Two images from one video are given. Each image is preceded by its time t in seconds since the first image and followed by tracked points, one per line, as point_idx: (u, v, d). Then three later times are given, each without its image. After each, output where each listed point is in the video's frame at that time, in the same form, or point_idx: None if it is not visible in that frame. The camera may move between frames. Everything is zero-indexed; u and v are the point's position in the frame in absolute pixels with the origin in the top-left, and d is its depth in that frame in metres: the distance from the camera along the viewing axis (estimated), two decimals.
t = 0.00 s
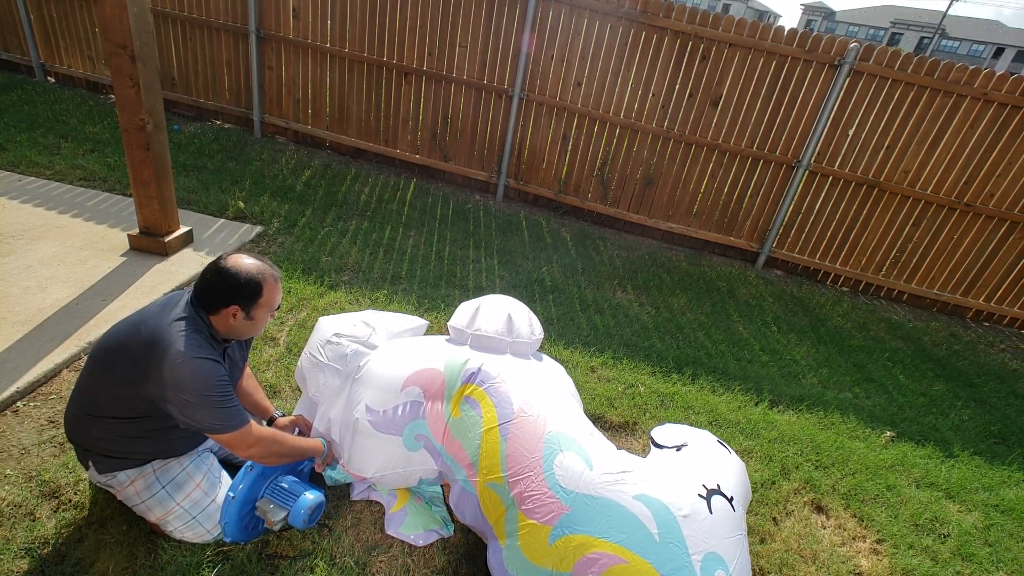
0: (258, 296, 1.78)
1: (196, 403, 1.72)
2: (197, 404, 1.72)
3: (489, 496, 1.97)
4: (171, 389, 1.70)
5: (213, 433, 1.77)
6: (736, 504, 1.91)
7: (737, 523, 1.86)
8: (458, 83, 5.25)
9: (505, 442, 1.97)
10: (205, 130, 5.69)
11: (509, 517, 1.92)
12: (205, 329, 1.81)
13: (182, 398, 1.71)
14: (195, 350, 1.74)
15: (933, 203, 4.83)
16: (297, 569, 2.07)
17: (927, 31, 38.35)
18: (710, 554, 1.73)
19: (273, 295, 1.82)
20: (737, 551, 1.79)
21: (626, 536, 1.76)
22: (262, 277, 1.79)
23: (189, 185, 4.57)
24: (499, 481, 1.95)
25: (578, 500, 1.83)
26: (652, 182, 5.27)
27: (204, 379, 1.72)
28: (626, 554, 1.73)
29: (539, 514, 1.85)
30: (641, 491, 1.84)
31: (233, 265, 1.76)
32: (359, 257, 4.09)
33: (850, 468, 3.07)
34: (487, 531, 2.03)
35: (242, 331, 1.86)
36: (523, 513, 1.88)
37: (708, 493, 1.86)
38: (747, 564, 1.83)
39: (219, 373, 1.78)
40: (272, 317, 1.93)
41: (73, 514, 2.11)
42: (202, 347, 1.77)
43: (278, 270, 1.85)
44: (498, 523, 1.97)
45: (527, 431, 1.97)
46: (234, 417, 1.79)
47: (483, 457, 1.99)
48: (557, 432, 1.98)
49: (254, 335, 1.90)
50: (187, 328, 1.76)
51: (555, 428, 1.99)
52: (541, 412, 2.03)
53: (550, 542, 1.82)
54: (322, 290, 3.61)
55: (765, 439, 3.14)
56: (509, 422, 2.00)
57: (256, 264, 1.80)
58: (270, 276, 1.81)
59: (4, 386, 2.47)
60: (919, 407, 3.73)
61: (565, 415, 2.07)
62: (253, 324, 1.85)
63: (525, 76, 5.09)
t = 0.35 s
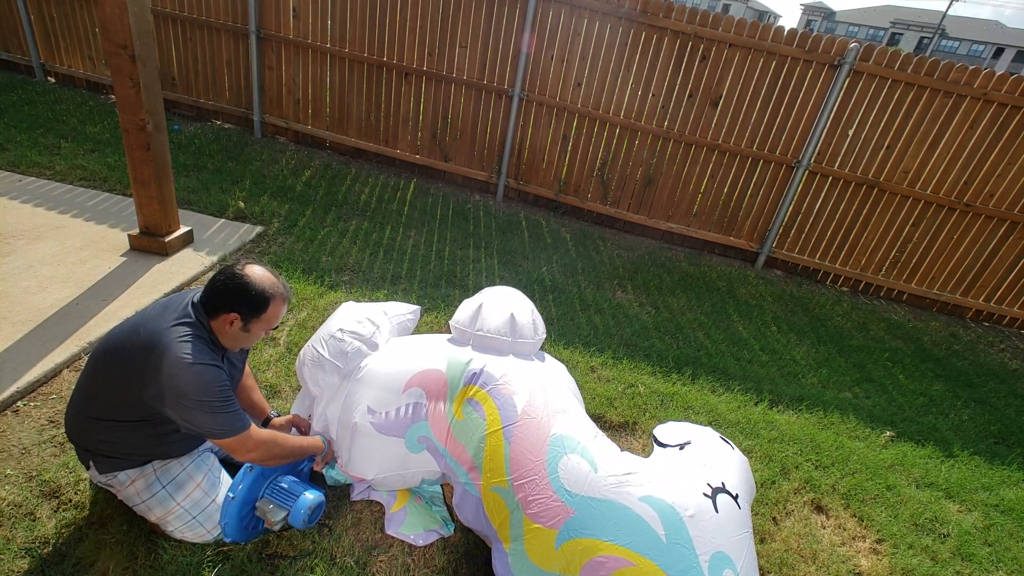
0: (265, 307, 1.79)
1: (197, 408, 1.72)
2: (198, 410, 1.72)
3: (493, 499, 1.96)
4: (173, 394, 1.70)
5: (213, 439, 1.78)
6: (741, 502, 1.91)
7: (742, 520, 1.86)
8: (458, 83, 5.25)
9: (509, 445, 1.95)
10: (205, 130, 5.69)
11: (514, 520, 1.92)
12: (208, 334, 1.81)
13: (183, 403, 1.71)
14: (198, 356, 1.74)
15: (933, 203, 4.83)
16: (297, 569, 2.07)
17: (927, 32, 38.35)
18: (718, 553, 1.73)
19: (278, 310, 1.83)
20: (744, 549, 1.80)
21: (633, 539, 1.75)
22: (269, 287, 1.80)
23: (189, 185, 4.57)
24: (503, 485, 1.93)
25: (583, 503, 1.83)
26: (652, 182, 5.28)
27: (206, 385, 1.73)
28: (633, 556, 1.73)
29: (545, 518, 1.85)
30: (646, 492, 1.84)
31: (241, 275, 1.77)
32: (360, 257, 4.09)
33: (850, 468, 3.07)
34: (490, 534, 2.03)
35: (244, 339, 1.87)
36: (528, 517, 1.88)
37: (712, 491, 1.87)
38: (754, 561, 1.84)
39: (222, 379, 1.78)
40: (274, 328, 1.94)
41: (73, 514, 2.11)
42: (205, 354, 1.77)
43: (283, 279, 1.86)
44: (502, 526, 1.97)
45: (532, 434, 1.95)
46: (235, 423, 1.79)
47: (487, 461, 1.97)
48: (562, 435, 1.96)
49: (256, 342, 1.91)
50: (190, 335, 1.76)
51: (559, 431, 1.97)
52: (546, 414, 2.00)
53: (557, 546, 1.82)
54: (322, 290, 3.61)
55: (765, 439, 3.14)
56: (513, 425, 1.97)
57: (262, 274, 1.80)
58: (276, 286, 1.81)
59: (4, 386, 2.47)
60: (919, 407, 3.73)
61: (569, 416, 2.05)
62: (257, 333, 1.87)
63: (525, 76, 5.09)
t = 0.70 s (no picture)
0: (261, 302, 1.80)
1: (195, 410, 1.72)
2: (195, 412, 1.72)
3: (497, 509, 1.96)
4: (170, 396, 1.70)
5: (209, 442, 1.77)
6: (750, 496, 1.88)
7: (752, 515, 1.84)
8: (458, 83, 5.25)
9: (511, 454, 1.93)
10: (205, 130, 5.69)
11: (518, 531, 1.91)
12: (206, 334, 1.81)
13: (180, 406, 1.71)
14: (196, 358, 1.74)
15: (933, 203, 4.83)
16: (297, 569, 2.07)
17: (927, 32, 38.35)
18: (728, 554, 1.70)
19: (275, 298, 1.83)
20: (756, 547, 1.77)
21: (640, 545, 1.72)
22: (266, 284, 1.80)
23: (189, 185, 4.57)
24: (507, 495, 1.92)
25: (588, 513, 1.80)
26: (652, 183, 5.28)
27: (204, 388, 1.72)
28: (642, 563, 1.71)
29: (550, 528, 1.84)
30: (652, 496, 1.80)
31: (237, 271, 1.76)
32: (360, 257, 4.09)
33: (850, 468, 3.07)
34: (496, 543, 2.03)
35: (243, 337, 1.87)
36: (533, 527, 1.87)
37: (719, 489, 1.84)
38: (767, 557, 1.81)
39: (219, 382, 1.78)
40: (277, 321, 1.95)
41: (74, 514, 2.11)
42: (203, 355, 1.77)
43: (281, 277, 1.86)
44: (507, 536, 1.96)
45: (533, 442, 1.92)
46: (233, 426, 1.79)
47: (490, 471, 1.96)
48: (565, 441, 1.92)
49: (253, 342, 1.91)
50: (188, 337, 1.76)
51: (562, 437, 1.93)
52: (548, 420, 1.97)
53: (563, 556, 1.82)
54: (322, 290, 3.61)
55: (765, 439, 3.14)
56: (515, 434, 1.94)
57: (259, 271, 1.80)
58: (272, 284, 1.82)
59: (4, 386, 2.47)
60: (919, 407, 3.73)
61: (573, 421, 2.00)
62: (254, 331, 1.87)
63: (525, 75, 5.09)
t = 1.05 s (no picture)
0: (266, 309, 1.79)
1: (197, 411, 1.71)
2: (197, 412, 1.71)
3: (500, 517, 1.94)
4: (171, 395, 1.70)
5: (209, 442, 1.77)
6: (756, 496, 1.88)
7: (759, 515, 1.83)
8: (458, 82, 5.25)
9: (512, 461, 1.91)
10: (205, 130, 5.69)
11: (522, 539, 1.88)
12: (209, 335, 1.81)
13: (182, 406, 1.71)
14: (199, 358, 1.74)
15: (933, 203, 4.83)
16: (297, 569, 2.07)
17: (926, 32, 38.36)
18: (737, 557, 1.69)
19: (278, 310, 1.82)
20: (765, 547, 1.77)
21: (647, 553, 1.70)
22: (274, 292, 1.80)
23: (189, 185, 4.57)
24: (509, 504, 1.90)
25: (592, 522, 1.76)
26: (652, 183, 5.28)
27: (205, 387, 1.72)
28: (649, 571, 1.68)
29: (553, 537, 1.80)
30: (656, 501, 1.78)
31: (247, 276, 1.77)
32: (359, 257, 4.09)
33: (850, 468, 3.07)
34: (502, 552, 2.00)
35: (245, 340, 1.87)
36: (537, 536, 1.83)
37: (724, 489, 1.84)
38: (776, 557, 1.80)
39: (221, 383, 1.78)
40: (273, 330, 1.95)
41: (73, 514, 2.11)
42: (205, 355, 1.77)
43: (285, 282, 1.87)
44: (511, 545, 1.93)
45: (535, 449, 1.89)
46: (234, 427, 1.79)
47: (492, 479, 1.94)
48: (567, 447, 1.89)
49: (255, 345, 1.90)
50: (191, 336, 1.76)
51: (565, 443, 1.90)
52: (550, 426, 1.94)
53: (568, 566, 1.78)
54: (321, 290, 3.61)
55: (764, 439, 3.14)
56: (516, 440, 1.93)
57: (267, 277, 1.81)
58: (279, 290, 1.82)
59: (4, 386, 2.47)
60: (919, 407, 3.73)
61: (575, 426, 1.97)
62: (257, 335, 1.87)
63: (525, 75, 5.09)
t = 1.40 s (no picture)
0: (268, 306, 1.80)
1: (201, 408, 1.72)
2: (201, 410, 1.72)
3: (503, 525, 1.94)
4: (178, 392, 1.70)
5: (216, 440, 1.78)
6: (764, 496, 1.87)
7: (767, 516, 1.82)
8: (458, 82, 5.25)
9: (514, 468, 1.90)
10: (205, 130, 5.69)
11: (526, 547, 1.88)
12: (211, 334, 1.81)
13: (187, 403, 1.71)
14: (203, 355, 1.74)
15: (933, 203, 4.83)
16: (297, 569, 2.07)
17: (927, 32, 38.36)
18: (744, 561, 1.68)
19: (278, 310, 1.83)
20: (775, 548, 1.76)
21: (651, 561, 1.69)
22: (275, 289, 1.80)
23: (190, 185, 4.57)
24: (512, 512, 1.90)
25: (595, 531, 1.75)
26: (652, 183, 5.28)
27: (210, 384, 1.73)
28: None
29: (557, 546, 1.80)
30: (660, 508, 1.77)
31: (248, 274, 1.77)
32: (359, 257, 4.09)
33: (850, 468, 3.07)
34: (507, 558, 2.00)
35: (248, 339, 1.87)
36: (540, 545, 1.83)
37: (731, 491, 1.83)
38: (787, 557, 1.80)
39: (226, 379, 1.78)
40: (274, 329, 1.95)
41: (74, 514, 2.11)
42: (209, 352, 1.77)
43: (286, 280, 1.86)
44: (515, 551, 1.94)
45: (537, 456, 1.88)
46: (238, 425, 1.79)
47: (495, 486, 1.94)
48: (570, 454, 1.87)
49: (256, 344, 1.90)
50: (194, 334, 1.76)
51: (567, 451, 1.88)
52: (552, 433, 1.92)
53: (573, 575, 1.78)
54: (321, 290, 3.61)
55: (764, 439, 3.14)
56: (518, 447, 1.91)
57: (267, 274, 1.81)
58: (279, 287, 1.82)
59: (4, 386, 2.47)
60: (919, 407, 3.73)
61: (579, 432, 1.95)
62: (259, 332, 1.87)
63: (525, 75, 5.09)
